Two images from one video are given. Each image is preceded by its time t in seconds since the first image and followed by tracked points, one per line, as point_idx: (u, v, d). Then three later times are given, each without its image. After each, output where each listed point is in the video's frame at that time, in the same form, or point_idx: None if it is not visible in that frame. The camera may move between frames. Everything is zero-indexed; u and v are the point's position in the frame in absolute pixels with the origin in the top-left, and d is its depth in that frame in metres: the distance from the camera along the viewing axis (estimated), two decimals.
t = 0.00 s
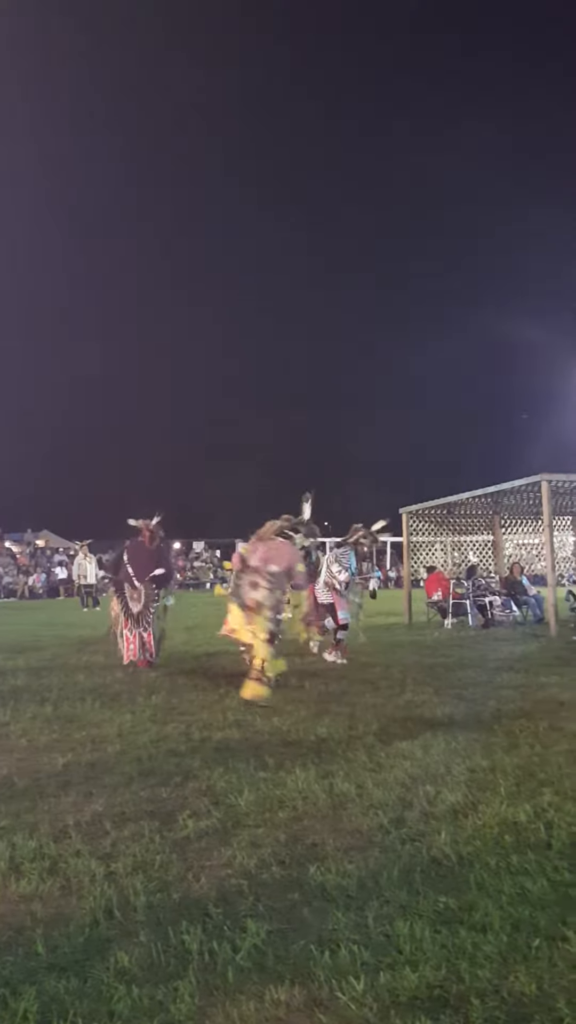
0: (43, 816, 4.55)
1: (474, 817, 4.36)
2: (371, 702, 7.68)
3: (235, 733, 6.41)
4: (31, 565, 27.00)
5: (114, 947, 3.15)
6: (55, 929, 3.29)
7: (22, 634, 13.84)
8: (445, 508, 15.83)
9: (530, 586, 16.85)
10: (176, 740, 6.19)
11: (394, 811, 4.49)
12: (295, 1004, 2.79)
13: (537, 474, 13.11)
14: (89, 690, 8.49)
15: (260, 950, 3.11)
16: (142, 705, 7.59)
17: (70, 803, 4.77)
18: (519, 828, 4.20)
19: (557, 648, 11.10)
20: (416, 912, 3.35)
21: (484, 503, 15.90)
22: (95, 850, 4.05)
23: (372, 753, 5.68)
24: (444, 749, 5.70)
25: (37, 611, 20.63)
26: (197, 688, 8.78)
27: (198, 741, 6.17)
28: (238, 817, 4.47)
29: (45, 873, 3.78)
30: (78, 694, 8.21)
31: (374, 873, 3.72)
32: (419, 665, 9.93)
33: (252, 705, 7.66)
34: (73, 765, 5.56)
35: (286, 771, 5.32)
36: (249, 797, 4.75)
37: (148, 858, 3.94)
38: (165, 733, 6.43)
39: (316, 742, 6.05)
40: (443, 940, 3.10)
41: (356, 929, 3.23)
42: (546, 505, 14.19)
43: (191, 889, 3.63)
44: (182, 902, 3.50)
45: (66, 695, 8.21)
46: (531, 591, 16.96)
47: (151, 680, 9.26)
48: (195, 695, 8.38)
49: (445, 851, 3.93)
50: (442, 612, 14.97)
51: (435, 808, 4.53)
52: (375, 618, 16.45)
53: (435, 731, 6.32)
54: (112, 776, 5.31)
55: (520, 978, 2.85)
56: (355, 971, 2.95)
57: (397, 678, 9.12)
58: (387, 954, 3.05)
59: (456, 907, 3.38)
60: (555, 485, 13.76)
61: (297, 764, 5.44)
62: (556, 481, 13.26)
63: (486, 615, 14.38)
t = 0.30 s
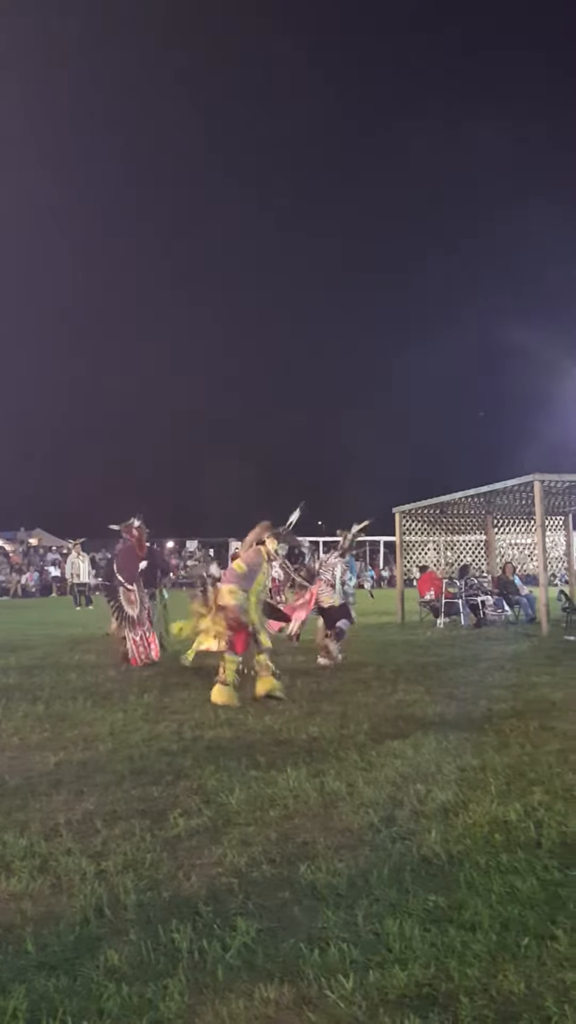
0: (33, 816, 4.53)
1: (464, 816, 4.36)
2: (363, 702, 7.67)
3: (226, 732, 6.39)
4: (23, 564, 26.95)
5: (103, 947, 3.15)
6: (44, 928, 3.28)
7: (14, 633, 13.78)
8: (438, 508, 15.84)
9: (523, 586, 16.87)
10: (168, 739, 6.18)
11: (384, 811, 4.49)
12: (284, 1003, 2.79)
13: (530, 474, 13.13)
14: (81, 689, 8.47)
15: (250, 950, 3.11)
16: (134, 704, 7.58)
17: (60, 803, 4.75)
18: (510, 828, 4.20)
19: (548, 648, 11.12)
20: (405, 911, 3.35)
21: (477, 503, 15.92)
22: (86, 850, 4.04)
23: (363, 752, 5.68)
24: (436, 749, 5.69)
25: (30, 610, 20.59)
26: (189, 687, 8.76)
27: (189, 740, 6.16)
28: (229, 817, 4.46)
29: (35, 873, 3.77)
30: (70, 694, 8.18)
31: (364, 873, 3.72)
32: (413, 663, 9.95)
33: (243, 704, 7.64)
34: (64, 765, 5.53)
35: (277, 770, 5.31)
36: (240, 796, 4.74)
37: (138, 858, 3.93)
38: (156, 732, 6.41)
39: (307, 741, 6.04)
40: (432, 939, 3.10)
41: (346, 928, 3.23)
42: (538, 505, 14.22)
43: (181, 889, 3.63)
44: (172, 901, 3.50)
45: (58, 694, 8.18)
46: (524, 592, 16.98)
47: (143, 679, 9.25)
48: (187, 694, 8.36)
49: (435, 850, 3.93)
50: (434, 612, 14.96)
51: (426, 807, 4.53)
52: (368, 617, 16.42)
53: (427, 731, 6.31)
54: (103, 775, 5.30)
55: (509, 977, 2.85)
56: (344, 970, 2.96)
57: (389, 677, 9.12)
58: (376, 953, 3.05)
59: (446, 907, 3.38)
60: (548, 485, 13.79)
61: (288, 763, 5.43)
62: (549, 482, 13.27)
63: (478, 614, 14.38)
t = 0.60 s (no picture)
0: (29, 816, 4.52)
1: (461, 817, 4.37)
2: (361, 702, 7.69)
3: (224, 732, 6.39)
4: (21, 564, 26.91)
5: (98, 947, 3.14)
6: (40, 928, 3.27)
7: (11, 633, 13.75)
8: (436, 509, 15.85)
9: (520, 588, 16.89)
10: (165, 739, 6.17)
11: (380, 811, 4.49)
12: (279, 1003, 2.79)
13: (528, 475, 13.14)
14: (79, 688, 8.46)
15: (245, 950, 3.11)
16: (131, 704, 7.58)
17: (56, 803, 4.74)
18: (506, 828, 4.21)
19: (545, 648, 11.15)
20: (402, 912, 3.35)
21: (475, 504, 15.93)
22: (81, 850, 4.03)
23: (360, 753, 5.68)
24: (434, 750, 5.69)
25: (28, 610, 20.57)
26: (188, 687, 8.76)
27: (186, 740, 6.16)
28: (225, 817, 4.46)
29: (30, 873, 3.76)
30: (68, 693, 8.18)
31: (361, 873, 3.72)
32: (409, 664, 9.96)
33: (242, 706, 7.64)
34: (60, 765, 5.52)
35: (275, 770, 5.31)
36: (237, 796, 4.74)
37: (134, 858, 3.92)
38: (152, 732, 6.41)
39: (304, 742, 6.04)
40: (428, 940, 3.10)
41: (341, 928, 3.23)
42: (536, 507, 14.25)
43: (178, 889, 3.62)
44: (168, 901, 3.50)
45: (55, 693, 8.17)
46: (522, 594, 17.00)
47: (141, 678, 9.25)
48: (184, 694, 8.36)
49: (432, 851, 3.93)
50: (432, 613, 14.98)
51: (422, 808, 4.53)
52: (366, 618, 16.50)
53: (424, 732, 6.31)
54: (100, 774, 5.29)
55: (505, 979, 2.86)
56: (339, 970, 2.95)
57: (387, 677, 9.14)
58: (372, 954, 3.05)
59: (443, 907, 3.38)
60: (546, 486, 13.82)
61: (285, 764, 5.43)
62: (547, 484, 13.28)
63: (477, 616, 14.42)
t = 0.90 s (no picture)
0: (30, 815, 4.53)
1: (462, 817, 4.38)
2: (362, 702, 7.73)
3: (224, 732, 6.41)
4: (22, 563, 26.95)
5: (98, 948, 3.14)
6: (40, 928, 3.27)
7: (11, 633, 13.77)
8: (437, 511, 15.87)
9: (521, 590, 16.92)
10: (165, 739, 6.18)
11: (382, 812, 4.49)
12: (279, 1005, 2.78)
13: (530, 476, 13.16)
14: (80, 688, 8.50)
15: (246, 952, 3.10)
16: (132, 704, 7.62)
17: (57, 802, 4.75)
18: (507, 829, 4.21)
19: (545, 649, 11.19)
20: (403, 914, 3.34)
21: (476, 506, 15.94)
22: (81, 850, 4.04)
23: (360, 753, 5.69)
24: (434, 751, 5.71)
25: (28, 610, 20.61)
26: (188, 688, 8.78)
27: (186, 740, 6.17)
28: (226, 817, 4.47)
29: (31, 872, 3.76)
30: (68, 693, 8.19)
31: (361, 874, 3.72)
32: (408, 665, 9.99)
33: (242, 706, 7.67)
34: (61, 765, 5.53)
35: (275, 770, 5.33)
36: (237, 796, 4.75)
37: (135, 858, 3.92)
38: (153, 732, 6.43)
39: (304, 742, 6.06)
40: (429, 941, 3.10)
41: (342, 930, 3.23)
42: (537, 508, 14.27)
43: (178, 889, 3.62)
44: (168, 901, 3.50)
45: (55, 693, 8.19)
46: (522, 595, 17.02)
47: (143, 678, 9.30)
48: (184, 695, 8.39)
49: (432, 852, 3.93)
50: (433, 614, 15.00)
51: (423, 809, 4.54)
52: (366, 617, 16.73)
53: (423, 732, 6.34)
54: (100, 774, 5.30)
55: (506, 980, 2.85)
56: (340, 972, 2.95)
57: (387, 678, 9.17)
58: (372, 955, 3.04)
59: (443, 908, 3.38)
60: (547, 488, 13.83)
61: (286, 764, 5.44)
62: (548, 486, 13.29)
63: (477, 617, 14.45)
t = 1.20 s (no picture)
0: (32, 816, 4.54)
1: (463, 817, 4.40)
2: (363, 702, 7.78)
3: (225, 733, 6.44)
4: (23, 564, 27.00)
5: (101, 948, 3.14)
6: (42, 929, 3.28)
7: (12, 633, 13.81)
8: (438, 511, 15.91)
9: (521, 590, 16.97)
10: (166, 740, 6.21)
11: (383, 813, 4.49)
12: (281, 1005, 2.79)
13: (531, 477, 13.17)
14: (82, 689, 8.52)
15: (248, 952, 3.11)
16: (134, 704, 7.64)
17: (59, 802, 4.77)
18: (508, 829, 4.23)
19: (545, 649, 11.23)
20: (405, 914, 3.35)
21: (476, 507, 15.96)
22: (83, 850, 4.05)
23: (361, 753, 5.72)
24: (435, 751, 5.73)
25: (29, 610, 20.67)
26: (190, 688, 8.81)
27: (187, 740, 6.20)
28: (228, 817, 4.48)
29: (33, 873, 3.78)
30: (69, 694, 8.21)
31: (363, 875, 3.73)
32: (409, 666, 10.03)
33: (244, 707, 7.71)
34: (63, 765, 5.55)
35: (277, 771, 5.35)
36: (239, 797, 4.77)
37: (137, 859, 3.94)
38: (154, 732, 6.45)
39: (305, 742, 6.09)
40: (430, 942, 3.11)
41: (343, 930, 3.24)
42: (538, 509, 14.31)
43: (180, 889, 3.63)
44: (170, 902, 3.51)
45: (57, 694, 8.21)
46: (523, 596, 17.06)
47: (144, 679, 9.33)
48: (186, 695, 8.42)
49: (434, 853, 3.94)
50: (434, 615, 15.04)
51: (424, 809, 4.56)
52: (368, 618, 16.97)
53: (424, 732, 6.37)
54: (102, 775, 5.32)
55: (507, 981, 2.86)
56: (341, 973, 2.95)
57: (388, 678, 9.20)
58: (374, 956, 3.05)
59: (445, 909, 3.39)
60: (548, 489, 13.86)
61: (288, 764, 5.46)
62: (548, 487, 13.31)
63: (479, 618, 14.49)
